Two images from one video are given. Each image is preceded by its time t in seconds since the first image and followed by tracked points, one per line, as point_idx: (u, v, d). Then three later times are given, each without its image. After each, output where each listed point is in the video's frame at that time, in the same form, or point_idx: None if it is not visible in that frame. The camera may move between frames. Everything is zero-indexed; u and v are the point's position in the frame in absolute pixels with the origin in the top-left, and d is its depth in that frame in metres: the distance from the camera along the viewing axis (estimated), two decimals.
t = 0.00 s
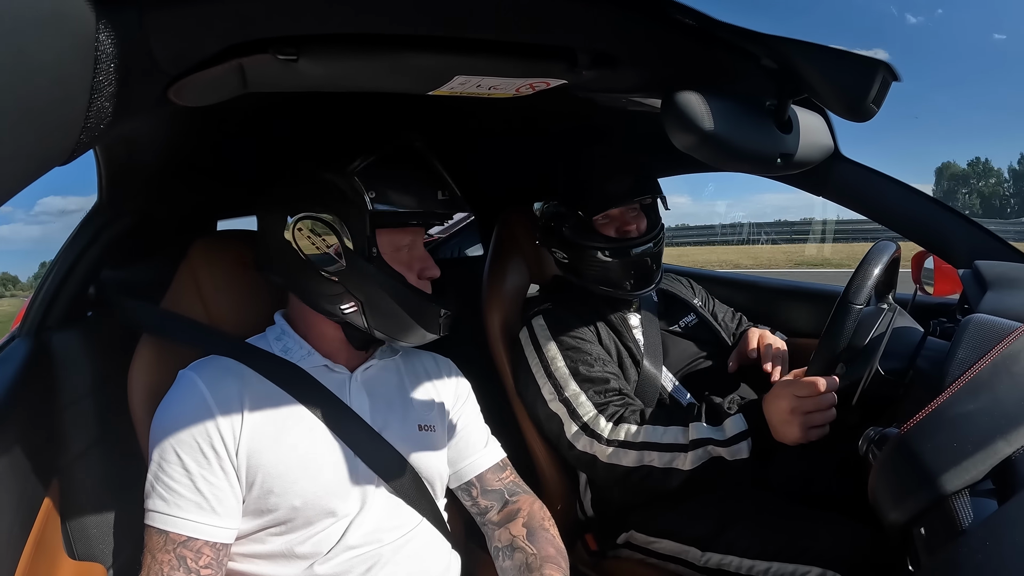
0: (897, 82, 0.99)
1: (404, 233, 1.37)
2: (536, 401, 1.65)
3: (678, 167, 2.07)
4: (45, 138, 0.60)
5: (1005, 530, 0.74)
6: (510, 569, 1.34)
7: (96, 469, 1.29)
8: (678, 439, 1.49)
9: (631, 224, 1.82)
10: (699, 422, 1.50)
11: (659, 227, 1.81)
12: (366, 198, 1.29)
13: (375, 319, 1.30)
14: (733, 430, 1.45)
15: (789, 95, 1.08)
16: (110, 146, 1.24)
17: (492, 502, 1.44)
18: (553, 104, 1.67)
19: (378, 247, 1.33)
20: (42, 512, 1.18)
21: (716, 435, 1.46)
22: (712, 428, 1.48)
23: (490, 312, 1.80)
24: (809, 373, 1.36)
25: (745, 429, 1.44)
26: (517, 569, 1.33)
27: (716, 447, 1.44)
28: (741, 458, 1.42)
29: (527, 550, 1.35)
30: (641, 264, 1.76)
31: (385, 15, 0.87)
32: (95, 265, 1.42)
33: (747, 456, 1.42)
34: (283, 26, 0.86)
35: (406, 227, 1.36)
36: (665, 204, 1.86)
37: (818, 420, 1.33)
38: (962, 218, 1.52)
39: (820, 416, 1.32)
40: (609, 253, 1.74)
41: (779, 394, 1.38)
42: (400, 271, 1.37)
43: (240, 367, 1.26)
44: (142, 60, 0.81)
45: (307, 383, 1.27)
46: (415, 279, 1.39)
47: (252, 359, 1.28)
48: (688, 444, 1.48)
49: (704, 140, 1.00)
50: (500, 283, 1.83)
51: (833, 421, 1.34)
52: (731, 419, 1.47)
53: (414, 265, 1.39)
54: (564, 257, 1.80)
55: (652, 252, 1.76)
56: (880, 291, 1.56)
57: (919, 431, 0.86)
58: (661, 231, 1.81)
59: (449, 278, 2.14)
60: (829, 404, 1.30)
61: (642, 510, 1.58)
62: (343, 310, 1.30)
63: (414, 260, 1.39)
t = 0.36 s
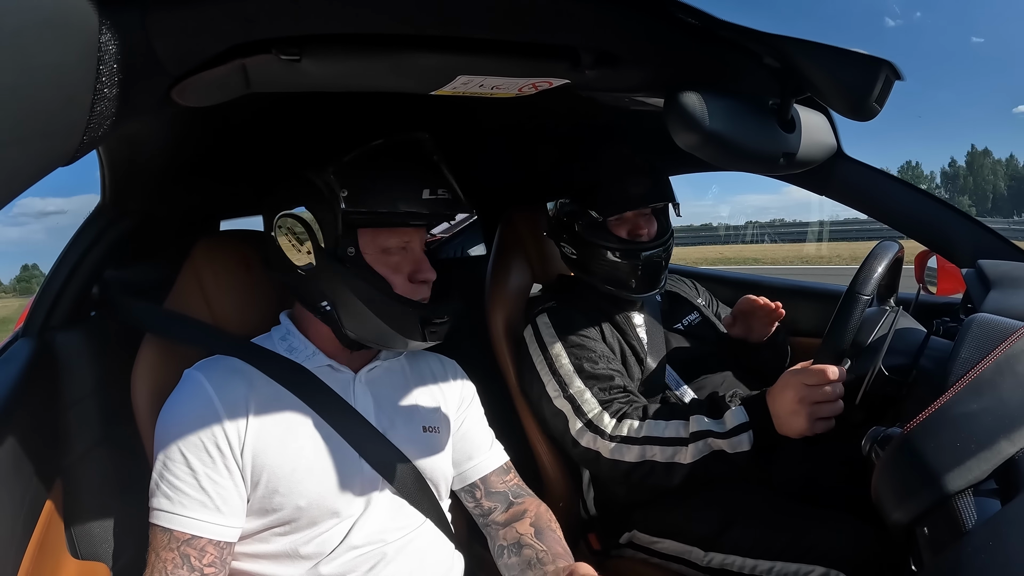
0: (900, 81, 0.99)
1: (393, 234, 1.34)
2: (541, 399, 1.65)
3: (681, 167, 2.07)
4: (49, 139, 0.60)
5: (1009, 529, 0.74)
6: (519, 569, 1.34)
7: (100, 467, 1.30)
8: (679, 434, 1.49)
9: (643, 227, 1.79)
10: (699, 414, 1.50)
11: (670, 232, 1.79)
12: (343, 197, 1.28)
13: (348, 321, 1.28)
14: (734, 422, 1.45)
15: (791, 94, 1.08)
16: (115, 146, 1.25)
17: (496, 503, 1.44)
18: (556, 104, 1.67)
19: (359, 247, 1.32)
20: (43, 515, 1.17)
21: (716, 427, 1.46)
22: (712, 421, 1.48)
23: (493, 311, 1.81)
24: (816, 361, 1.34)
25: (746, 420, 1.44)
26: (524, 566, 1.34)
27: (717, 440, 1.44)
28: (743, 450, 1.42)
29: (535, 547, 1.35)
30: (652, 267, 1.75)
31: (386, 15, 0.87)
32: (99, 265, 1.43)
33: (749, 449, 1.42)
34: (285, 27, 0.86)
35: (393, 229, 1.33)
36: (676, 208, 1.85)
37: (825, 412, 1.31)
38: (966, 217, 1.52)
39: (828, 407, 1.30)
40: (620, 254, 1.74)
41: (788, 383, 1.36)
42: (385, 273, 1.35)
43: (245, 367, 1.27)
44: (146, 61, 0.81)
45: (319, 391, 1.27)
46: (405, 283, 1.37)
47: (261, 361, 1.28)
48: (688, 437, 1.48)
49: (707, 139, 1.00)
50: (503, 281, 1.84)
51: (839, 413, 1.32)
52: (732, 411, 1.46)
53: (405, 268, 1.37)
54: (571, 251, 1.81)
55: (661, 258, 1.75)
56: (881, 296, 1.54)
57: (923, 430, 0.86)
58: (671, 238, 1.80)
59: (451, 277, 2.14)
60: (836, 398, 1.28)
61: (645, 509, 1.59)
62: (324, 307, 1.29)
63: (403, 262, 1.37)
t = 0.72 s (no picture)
0: (894, 78, 0.99)
1: (317, 268, 1.32)
2: (536, 403, 1.64)
3: (676, 165, 2.07)
4: (43, 142, 0.60)
5: (1005, 526, 0.74)
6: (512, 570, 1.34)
7: (96, 471, 1.29)
8: (676, 434, 1.49)
9: (637, 242, 1.79)
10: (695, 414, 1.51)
11: (666, 246, 1.78)
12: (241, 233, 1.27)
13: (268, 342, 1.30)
14: (731, 420, 1.45)
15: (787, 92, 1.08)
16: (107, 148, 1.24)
17: (489, 507, 1.44)
18: (550, 103, 1.67)
19: (278, 277, 1.33)
20: (39, 519, 1.17)
21: (713, 426, 1.46)
22: (709, 420, 1.48)
23: (488, 315, 1.82)
24: (813, 357, 1.37)
25: (744, 418, 1.44)
26: (518, 566, 1.33)
27: (714, 439, 1.44)
28: (742, 448, 1.42)
29: (531, 547, 1.35)
30: (643, 284, 1.76)
31: (381, 15, 0.86)
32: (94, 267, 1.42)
33: (748, 446, 1.42)
34: (280, 27, 0.86)
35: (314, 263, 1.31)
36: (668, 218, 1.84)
37: (823, 406, 1.33)
38: (963, 215, 1.52)
39: (827, 402, 1.32)
40: (616, 271, 1.73)
41: (785, 378, 1.38)
42: (312, 302, 1.34)
43: (225, 387, 1.28)
44: (140, 63, 0.81)
45: (305, 408, 1.29)
46: (337, 313, 1.36)
47: (240, 372, 1.30)
48: (685, 438, 1.48)
49: (703, 136, 1.01)
50: (498, 283, 1.85)
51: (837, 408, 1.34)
52: (729, 409, 1.47)
53: (337, 298, 1.35)
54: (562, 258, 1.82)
55: (656, 273, 1.75)
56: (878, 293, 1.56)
57: (919, 426, 0.86)
58: (667, 249, 1.79)
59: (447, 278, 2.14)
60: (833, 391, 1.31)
61: (642, 509, 1.59)
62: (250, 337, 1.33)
63: (332, 295, 1.35)
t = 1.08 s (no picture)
0: (887, 81, 1.00)
1: (295, 248, 1.32)
2: (529, 403, 1.64)
3: (670, 167, 2.08)
4: (36, 142, 0.60)
5: (997, 526, 0.75)
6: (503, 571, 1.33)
7: (87, 473, 1.28)
8: (670, 435, 1.50)
9: (628, 232, 1.81)
10: (690, 416, 1.50)
11: (655, 233, 1.81)
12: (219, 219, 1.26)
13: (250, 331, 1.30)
14: (726, 423, 1.45)
15: (780, 95, 1.08)
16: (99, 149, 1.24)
17: (479, 507, 1.44)
18: (544, 105, 1.67)
19: (259, 264, 1.32)
20: (31, 523, 1.16)
21: (707, 429, 1.46)
22: (703, 422, 1.48)
23: (481, 313, 1.81)
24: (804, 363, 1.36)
25: (738, 421, 1.44)
26: (508, 567, 1.33)
27: (708, 442, 1.44)
28: (736, 451, 1.42)
29: (518, 548, 1.35)
30: (635, 272, 1.76)
31: (377, 16, 0.86)
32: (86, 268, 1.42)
33: (742, 449, 1.42)
34: (275, 28, 0.86)
35: (291, 244, 1.32)
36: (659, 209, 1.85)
37: (815, 411, 1.32)
38: (955, 216, 1.53)
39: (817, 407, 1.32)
40: (605, 258, 1.74)
41: (776, 384, 1.36)
42: (293, 288, 1.34)
43: (214, 386, 1.28)
44: (134, 63, 0.80)
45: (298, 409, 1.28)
46: (318, 296, 1.35)
47: (231, 376, 1.29)
48: (679, 439, 1.48)
49: (696, 139, 1.01)
50: (491, 284, 1.83)
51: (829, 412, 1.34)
52: (724, 412, 1.46)
53: (317, 282, 1.35)
54: (558, 257, 1.80)
55: (649, 260, 1.76)
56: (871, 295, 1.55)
57: (911, 428, 0.86)
58: (656, 238, 1.81)
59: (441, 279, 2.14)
60: (828, 395, 1.31)
61: (635, 510, 1.59)
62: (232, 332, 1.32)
63: (314, 277, 1.35)
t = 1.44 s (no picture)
0: (883, 82, 1.00)
1: (317, 236, 1.34)
2: (528, 405, 1.65)
3: (666, 168, 2.08)
4: (33, 141, 0.59)
5: (993, 525, 0.75)
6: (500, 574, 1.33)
7: (83, 475, 1.28)
8: (667, 438, 1.50)
9: (635, 225, 1.81)
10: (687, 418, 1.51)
11: (659, 228, 1.82)
12: (246, 201, 1.28)
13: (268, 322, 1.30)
14: (722, 424, 1.45)
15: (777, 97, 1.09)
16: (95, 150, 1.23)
17: (479, 509, 1.43)
18: (541, 106, 1.68)
19: (280, 252, 1.32)
20: (26, 528, 1.15)
21: (704, 431, 1.46)
22: (700, 424, 1.48)
23: (479, 313, 1.81)
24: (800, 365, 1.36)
25: (734, 423, 1.44)
26: (504, 571, 1.33)
27: (705, 444, 1.44)
28: (732, 453, 1.42)
29: (514, 552, 1.35)
30: (639, 266, 1.75)
31: (373, 16, 0.86)
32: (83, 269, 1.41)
33: (738, 451, 1.42)
34: (271, 28, 0.85)
35: (313, 231, 1.33)
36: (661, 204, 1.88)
37: (811, 412, 1.33)
38: (950, 216, 1.54)
39: (813, 408, 1.32)
40: (610, 250, 1.75)
41: (772, 385, 1.37)
42: (312, 277, 1.35)
43: (219, 382, 1.28)
44: (130, 62, 0.80)
45: (297, 404, 1.26)
46: (336, 286, 1.36)
47: (233, 373, 1.28)
48: (675, 441, 1.48)
49: (693, 140, 1.02)
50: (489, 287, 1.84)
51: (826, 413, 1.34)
52: (720, 414, 1.47)
53: (335, 272, 1.37)
54: (565, 255, 1.80)
55: (655, 252, 1.76)
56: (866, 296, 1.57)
57: (908, 427, 0.87)
58: (661, 233, 1.82)
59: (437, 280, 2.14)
60: (824, 395, 1.30)
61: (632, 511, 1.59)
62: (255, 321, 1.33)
63: (334, 265, 1.37)
